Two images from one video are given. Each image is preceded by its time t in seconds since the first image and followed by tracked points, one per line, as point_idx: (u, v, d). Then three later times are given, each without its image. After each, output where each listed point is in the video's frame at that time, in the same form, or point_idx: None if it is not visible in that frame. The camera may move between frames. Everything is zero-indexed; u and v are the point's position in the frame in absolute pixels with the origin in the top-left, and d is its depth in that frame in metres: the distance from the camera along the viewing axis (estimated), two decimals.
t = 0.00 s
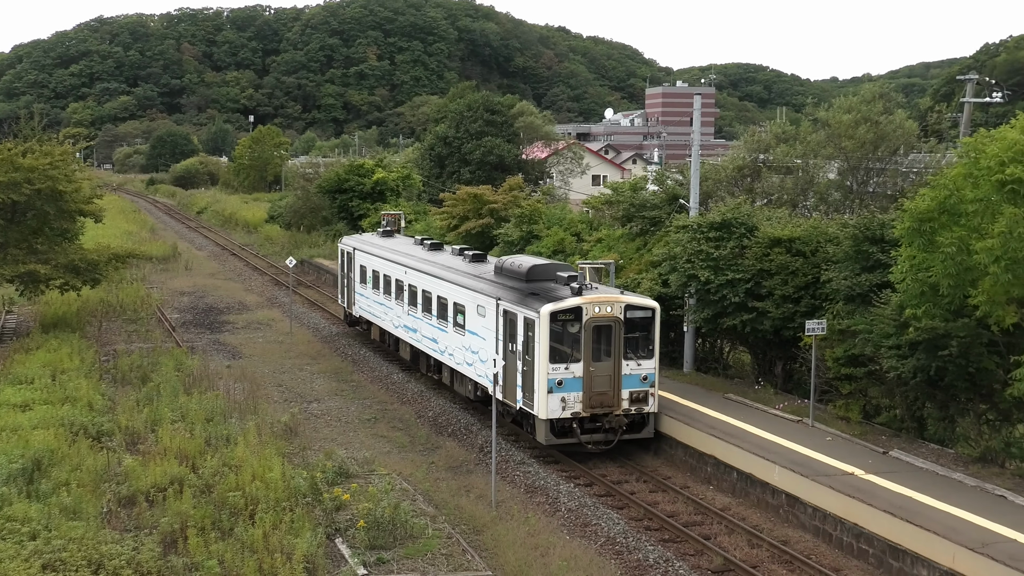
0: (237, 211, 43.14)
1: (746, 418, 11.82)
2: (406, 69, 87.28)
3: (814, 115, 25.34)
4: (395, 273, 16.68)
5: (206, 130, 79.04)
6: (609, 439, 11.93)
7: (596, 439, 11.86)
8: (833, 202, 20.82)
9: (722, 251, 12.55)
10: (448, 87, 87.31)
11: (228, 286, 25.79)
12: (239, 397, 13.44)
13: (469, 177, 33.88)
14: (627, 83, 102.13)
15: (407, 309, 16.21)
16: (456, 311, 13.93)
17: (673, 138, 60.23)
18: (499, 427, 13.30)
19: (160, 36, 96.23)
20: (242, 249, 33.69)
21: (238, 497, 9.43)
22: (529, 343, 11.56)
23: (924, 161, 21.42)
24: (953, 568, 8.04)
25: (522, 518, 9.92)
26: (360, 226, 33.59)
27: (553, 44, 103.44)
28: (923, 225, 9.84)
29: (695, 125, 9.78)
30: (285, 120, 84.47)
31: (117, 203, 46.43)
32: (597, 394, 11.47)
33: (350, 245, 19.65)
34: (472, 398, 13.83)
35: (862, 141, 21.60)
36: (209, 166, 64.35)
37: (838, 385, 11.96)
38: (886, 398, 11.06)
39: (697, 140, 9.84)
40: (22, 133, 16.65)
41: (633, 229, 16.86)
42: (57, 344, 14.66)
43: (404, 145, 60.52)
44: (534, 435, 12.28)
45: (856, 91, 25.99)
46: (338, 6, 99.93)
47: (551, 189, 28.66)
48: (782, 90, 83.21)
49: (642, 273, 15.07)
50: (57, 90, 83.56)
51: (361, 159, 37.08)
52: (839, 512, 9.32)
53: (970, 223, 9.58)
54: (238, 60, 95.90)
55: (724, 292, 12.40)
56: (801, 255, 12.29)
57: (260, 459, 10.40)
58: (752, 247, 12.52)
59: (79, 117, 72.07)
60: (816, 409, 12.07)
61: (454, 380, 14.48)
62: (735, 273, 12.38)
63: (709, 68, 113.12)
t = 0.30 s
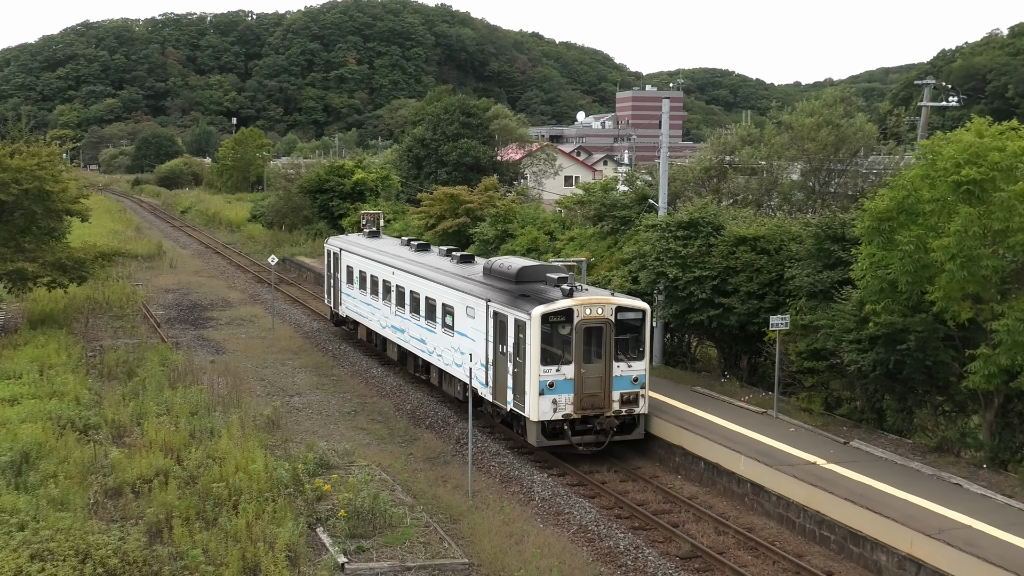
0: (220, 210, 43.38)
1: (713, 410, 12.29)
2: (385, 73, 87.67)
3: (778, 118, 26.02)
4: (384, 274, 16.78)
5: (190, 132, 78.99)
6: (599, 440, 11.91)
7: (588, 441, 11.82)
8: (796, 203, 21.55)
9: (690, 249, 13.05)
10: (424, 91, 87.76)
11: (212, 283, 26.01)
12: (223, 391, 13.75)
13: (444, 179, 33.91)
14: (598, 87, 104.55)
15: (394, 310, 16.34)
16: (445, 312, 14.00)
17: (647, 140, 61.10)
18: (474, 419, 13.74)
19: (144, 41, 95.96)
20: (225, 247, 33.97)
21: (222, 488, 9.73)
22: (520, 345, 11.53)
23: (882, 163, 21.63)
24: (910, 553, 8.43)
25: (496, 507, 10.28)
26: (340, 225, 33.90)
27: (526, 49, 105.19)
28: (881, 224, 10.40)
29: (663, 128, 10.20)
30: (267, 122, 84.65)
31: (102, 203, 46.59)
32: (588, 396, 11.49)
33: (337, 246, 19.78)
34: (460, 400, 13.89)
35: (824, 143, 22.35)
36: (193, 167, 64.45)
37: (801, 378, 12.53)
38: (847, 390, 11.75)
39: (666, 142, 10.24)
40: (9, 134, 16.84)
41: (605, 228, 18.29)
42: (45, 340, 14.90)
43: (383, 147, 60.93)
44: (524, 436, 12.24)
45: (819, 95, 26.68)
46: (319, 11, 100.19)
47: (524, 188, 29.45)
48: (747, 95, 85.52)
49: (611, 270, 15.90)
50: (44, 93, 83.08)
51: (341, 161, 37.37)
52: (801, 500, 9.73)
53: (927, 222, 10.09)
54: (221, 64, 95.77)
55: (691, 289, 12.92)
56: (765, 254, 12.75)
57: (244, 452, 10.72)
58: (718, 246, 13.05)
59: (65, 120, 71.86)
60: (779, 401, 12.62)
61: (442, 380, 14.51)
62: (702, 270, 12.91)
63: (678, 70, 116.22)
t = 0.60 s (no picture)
0: (209, 210, 43.73)
1: (686, 404, 12.79)
2: (367, 79, 88.08)
3: (748, 123, 26.94)
4: (375, 276, 16.76)
5: (179, 135, 79.03)
6: (594, 443, 11.90)
7: (582, 443, 11.81)
8: (765, 203, 22.60)
9: (662, 249, 13.76)
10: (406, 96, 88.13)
11: (200, 282, 26.25)
12: (211, 386, 14.08)
13: (426, 180, 34.37)
14: (574, 92, 107.25)
15: (386, 311, 16.30)
16: (437, 314, 13.97)
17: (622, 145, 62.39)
18: (454, 414, 14.21)
19: (133, 46, 95.79)
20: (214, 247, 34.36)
21: (210, 481, 10.05)
22: (515, 348, 11.47)
23: (846, 166, 23.18)
24: (875, 542, 8.81)
25: (476, 498, 10.64)
26: (325, 226, 34.17)
27: (505, 55, 107.12)
28: (846, 225, 10.85)
29: (636, 132, 10.58)
30: (254, 126, 84.55)
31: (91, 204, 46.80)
32: (583, 399, 11.48)
33: (327, 248, 19.75)
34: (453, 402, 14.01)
35: (790, 147, 23.60)
36: (181, 169, 64.54)
37: (769, 374, 13.19)
38: (813, 384, 12.33)
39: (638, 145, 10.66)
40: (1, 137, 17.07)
41: (580, 228, 19.52)
42: (37, 337, 15.16)
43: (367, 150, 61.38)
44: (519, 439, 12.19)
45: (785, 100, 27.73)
46: (303, 18, 100.45)
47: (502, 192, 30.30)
48: (717, 100, 88.85)
49: (586, 269, 16.72)
50: (35, 97, 83.91)
51: (325, 163, 37.72)
52: (769, 490, 10.14)
53: (889, 222, 10.51)
54: (208, 69, 95.66)
55: (664, 287, 13.61)
56: (733, 253, 13.47)
57: (231, 445, 11.05)
58: (689, 245, 13.74)
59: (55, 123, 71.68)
60: (749, 396, 13.23)
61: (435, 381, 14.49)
62: (674, 269, 13.61)
63: (649, 76, 119.87)
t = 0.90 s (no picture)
0: (206, 212, 44.18)
1: (670, 400, 13.19)
2: (359, 85, 88.63)
3: (726, 129, 27.82)
4: (374, 279, 16.75)
5: (178, 138, 79.23)
6: (598, 447, 11.82)
7: (586, 448, 11.74)
8: (743, 207, 23.21)
9: (645, 250, 14.23)
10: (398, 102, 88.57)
11: (198, 281, 26.58)
12: (208, 382, 14.43)
13: (415, 184, 34.47)
14: (560, 99, 109.62)
15: (386, 314, 16.27)
16: (439, 318, 14.00)
17: (607, 150, 63.48)
18: (444, 409, 14.62)
19: (132, 53, 95.90)
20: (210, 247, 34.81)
21: (207, 475, 10.37)
22: (518, 353, 11.48)
23: (822, 170, 24.00)
24: (850, 532, 9.16)
25: (465, 490, 10.99)
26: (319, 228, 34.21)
27: (493, 63, 108.86)
28: (822, 227, 11.30)
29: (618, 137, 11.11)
30: (250, 130, 84.86)
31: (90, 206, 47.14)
32: (587, 404, 11.46)
33: (326, 250, 19.75)
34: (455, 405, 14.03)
35: (767, 151, 24.46)
36: (179, 172, 64.79)
37: (748, 370, 13.67)
38: (790, 380, 12.86)
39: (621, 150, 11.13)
40: (3, 140, 17.37)
41: (565, 230, 20.20)
42: (38, 335, 15.48)
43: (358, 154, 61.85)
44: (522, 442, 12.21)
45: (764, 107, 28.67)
46: (296, 26, 100.93)
47: (491, 194, 30.21)
48: (698, 107, 92.35)
49: (570, 270, 17.39)
50: (36, 102, 83.27)
51: (319, 167, 38.09)
52: (749, 483, 10.49)
53: (863, 225, 10.90)
54: (205, 75, 95.86)
55: (646, 286, 14.07)
56: (714, 254, 13.90)
57: (227, 440, 11.39)
58: (671, 247, 14.20)
59: (57, 128, 71.69)
60: (728, 391, 13.70)
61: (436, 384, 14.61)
62: (656, 269, 14.07)
63: (632, 83, 122.73)
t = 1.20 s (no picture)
0: (205, 214, 44.61)
1: (656, 397, 13.61)
2: (354, 91, 88.48)
3: (708, 134, 28.63)
4: (377, 283, 16.83)
5: (178, 143, 79.53)
6: (604, 452, 11.83)
7: (592, 453, 11.75)
8: (725, 210, 24.32)
9: (630, 252, 14.89)
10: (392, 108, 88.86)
11: (198, 281, 26.92)
12: (207, 379, 14.81)
13: (410, 187, 35.32)
14: (548, 106, 111.52)
15: (389, 317, 16.38)
16: (443, 322, 14.07)
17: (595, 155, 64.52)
18: (436, 405, 15.05)
19: (134, 60, 95.89)
20: (210, 249, 35.26)
21: (207, 469, 10.69)
22: (525, 358, 11.44)
23: (801, 175, 24.72)
24: (827, 523, 9.52)
25: (456, 484, 11.37)
26: (315, 231, 34.41)
27: (483, 70, 110.34)
28: (801, 229, 11.74)
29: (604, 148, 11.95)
30: (249, 136, 85.27)
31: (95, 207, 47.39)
32: (594, 409, 11.44)
33: (328, 254, 19.82)
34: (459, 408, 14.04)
35: (749, 157, 24.84)
36: (179, 175, 64.98)
37: (729, 367, 14.21)
38: (770, 377, 13.40)
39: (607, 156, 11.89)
40: (9, 144, 17.69)
41: (553, 232, 21.13)
42: (43, 334, 15.81)
43: (353, 158, 62.38)
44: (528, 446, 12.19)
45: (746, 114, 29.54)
46: (293, 34, 101.37)
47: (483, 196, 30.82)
48: (681, 113, 95.33)
49: (560, 271, 18.54)
50: (41, 107, 82.05)
51: (315, 171, 38.48)
52: (730, 477, 10.90)
53: (841, 228, 11.33)
54: (205, 82, 95.98)
55: (632, 287, 14.77)
56: (697, 255, 14.46)
57: (226, 435, 11.76)
58: (656, 248, 14.80)
59: (60, 132, 71.57)
60: (710, 388, 14.28)
61: (441, 388, 14.73)
62: (641, 270, 14.73)
63: (618, 90, 125.04)
